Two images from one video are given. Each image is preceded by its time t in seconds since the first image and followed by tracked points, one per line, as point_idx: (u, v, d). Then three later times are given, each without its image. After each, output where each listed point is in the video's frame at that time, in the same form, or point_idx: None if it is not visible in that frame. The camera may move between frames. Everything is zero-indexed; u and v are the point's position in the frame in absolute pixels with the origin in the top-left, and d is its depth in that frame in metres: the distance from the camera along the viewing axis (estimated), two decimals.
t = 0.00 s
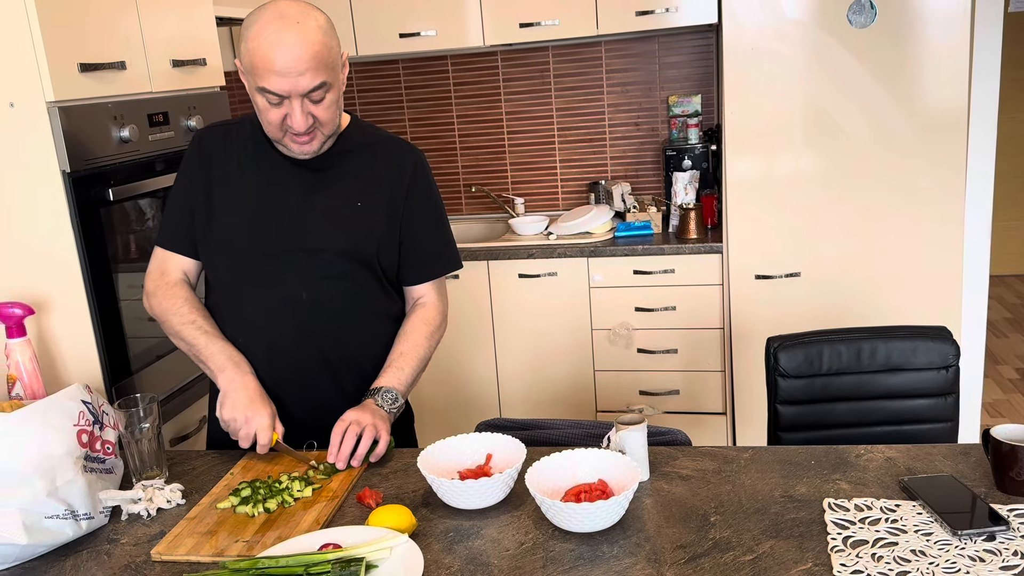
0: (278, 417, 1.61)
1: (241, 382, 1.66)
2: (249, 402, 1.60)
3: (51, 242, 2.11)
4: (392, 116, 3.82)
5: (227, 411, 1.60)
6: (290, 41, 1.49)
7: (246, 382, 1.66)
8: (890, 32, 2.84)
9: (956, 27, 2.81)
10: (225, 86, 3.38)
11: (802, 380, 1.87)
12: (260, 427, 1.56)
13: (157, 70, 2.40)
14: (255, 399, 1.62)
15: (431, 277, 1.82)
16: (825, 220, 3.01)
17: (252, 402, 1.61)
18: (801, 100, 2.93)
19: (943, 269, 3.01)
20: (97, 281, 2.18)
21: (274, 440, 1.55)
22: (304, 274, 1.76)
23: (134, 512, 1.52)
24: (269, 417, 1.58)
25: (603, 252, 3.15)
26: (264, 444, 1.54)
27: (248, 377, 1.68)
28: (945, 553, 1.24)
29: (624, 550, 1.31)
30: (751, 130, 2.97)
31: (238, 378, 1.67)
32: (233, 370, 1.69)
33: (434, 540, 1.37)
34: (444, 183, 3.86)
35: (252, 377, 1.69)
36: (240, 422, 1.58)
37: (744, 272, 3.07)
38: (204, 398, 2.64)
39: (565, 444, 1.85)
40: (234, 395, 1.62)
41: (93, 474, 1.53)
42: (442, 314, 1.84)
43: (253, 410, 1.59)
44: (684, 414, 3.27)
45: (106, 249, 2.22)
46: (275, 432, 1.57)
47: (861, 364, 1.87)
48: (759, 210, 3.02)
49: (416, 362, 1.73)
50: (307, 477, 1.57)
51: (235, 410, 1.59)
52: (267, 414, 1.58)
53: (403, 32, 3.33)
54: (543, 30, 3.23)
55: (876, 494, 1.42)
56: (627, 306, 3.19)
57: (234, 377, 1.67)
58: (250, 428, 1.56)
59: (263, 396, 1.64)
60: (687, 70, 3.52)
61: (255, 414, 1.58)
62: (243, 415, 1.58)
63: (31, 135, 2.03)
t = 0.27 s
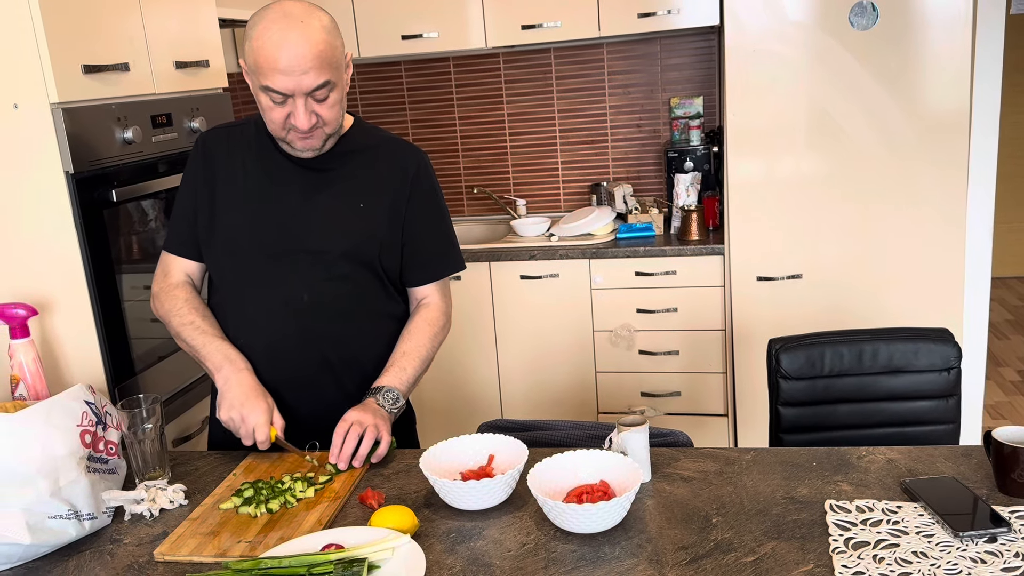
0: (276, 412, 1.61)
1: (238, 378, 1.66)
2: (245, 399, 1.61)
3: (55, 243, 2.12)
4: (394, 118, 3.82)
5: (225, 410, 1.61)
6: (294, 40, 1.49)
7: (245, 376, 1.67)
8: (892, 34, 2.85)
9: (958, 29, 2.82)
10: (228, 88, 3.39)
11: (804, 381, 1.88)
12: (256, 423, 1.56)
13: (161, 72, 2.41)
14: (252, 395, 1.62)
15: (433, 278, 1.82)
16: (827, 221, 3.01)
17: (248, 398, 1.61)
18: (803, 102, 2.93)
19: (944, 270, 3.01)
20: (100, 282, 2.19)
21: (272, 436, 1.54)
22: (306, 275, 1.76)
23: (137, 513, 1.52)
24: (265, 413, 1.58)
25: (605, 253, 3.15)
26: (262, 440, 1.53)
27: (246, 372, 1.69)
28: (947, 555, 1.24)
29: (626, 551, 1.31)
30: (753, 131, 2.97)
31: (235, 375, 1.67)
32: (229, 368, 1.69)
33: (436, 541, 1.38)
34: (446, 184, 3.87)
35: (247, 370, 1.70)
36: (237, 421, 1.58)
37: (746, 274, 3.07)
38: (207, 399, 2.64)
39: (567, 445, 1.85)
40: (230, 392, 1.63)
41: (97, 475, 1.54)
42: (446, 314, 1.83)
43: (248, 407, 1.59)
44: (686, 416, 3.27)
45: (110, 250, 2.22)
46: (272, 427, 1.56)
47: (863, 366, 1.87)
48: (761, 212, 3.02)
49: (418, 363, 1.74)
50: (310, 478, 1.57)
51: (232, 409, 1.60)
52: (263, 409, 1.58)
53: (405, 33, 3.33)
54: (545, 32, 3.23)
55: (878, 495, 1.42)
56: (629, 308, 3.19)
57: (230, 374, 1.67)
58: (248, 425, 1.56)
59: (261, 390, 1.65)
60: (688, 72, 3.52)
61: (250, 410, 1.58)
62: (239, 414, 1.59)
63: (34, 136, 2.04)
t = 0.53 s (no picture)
0: (285, 414, 1.61)
1: (244, 381, 1.66)
2: (254, 402, 1.61)
3: (56, 244, 2.12)
4: (395, 119, 3.82)
5: (234, 413, 1.61)
6: (293, 40, 1.49)
7: (252, 379, 1.67)
8: (893, 36, 2.85)
9: (960, 31, 2.82)
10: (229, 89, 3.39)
11: (805, 384, 1.87)
12: (266, 426, 1.56)
13: (162, 73, 2.41)
14: (262, 397, 1.62)
15: (435, 280, 1.82)
16: (829, 224, 3.01)
17: (256, 401, 1.61)
18: (805, 104, 2.93)
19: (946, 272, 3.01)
20: (101, 283, 2.19)
21: (282, 438, 1.54)
22: (307, 277, 1.76)
23: (138, 514, 1.52)
24: (275, 416, 1.58)
25: (606, 255, 3.15)
26: (273, 443, 1.53)
27: (252, 375, 1.68)
28: (949, 558, 1.24)
29: (626, 553, 1.31)
30: (754, 133, 2.97)
31: (242, 378, 1.67)
32: (235, 370, 1.69)
33: (437, 542, 1.37)
34: (447, 186, 3.87)
35: (254, 373, 1.69)
36: (246, 424, 1.59)
37: (748, 276, 3.07)
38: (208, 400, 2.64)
39: (568, 447, 1.85)
40: (239, 396, 1.63)
41: (98, 476, 1.54)
42: (447, 316, 1.84)
43: (258, 410, 1.59)
44: (686, 418, 3.27)
45: (111, 251, 2.22)
46: (282, 429, 1.57)
47: (864, 368, 1.87)
48: (763, 213, 3.02)
49: (419, 366, 1.73)
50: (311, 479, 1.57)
51: (241, 413, 1.60)
52: (272, 412, 1.59)
53: (407, 35, 3.33)
54: (547, 34, 3.23)
55: (879, 498, 1.42)
56: (630, 309, 3.19)
57: (237, 377, 1.67)
58: (257, 428, 1.57)
59: (269, 392, 1.65)
60: (690, 74, 3.52)
61: (259, 413, 1.58)
62: (248, 417, 1.59)
63: (36, 137, 2.04)
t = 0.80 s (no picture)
0: (288, 423, 1.62)
1: (249, 389, 1.66)
2: (257, 410, 1.61)
3: (58, 246, 2.12)
4: (397, 121, 3.82)
5: (237, 419, 1.61)
6: (296, 40, 1.49)
7: (256, 389, 1.67)
8: (895, 38, 2.85)
9: (962, 33, 2.82)
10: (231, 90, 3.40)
11: (806, 386, 1.87)
12: (268, 435, 1.56)
13: (165, 75, 2.41)
14: (264, 406, 1.62)
15: (436, 281, 1.82)
16: (830, 225, 3.01)
17: (260, 409, 1.61)
18: (807, 106, 2.93)
19: (947, 275, 3.01)
20: (104, 284, 2.19)
21: (283, 447, 1.55)
22: (310, 278, 1.76)
23: (139, 515, 1.52)
24: (278, 425, 1.58)
25: (607, 257, 3.15)
26: (274, 453, 1.54)
27: (257, 384, 1.68)
28: (951, 560, 1.24)
29: (628, 556, 1.31)
30: (756, 135, 2.97)
31: (247, 386, 1.67)
32: (241, 378, 1.69)
33: (438, 544, 1.37)
34: (449, 187, 3.87)
35: (260, 382, 1.69)
36: (248, 431, 1.58)
37: (749, 278, 3.07)
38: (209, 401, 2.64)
39: (569, 449, 1.85)
40: (243, 403, 1.63)
41: (99, 477, 1.54)
42: (448, 318, 1.84)
43: (261, 418, 1.59)
44: (687, 419, 3.26)
45: (113, 252, 2.22)
46: (284, 439, 1.57)
47: (866, 370, 1.87)
48: (764, 215, 3.02)
49: (420, 367, 1.73)
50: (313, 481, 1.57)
51: (244, 420, 1.60)
52: (275, 420, 1.59)
53: (408, 36, 3.34)
54: (548, 36, 3.23)
55: (881, 501, 1.42)
56: (631, 311, 3.19)
57: (242, 384, 1.67)
58: (259, 437, 1.57)
59: (272, 401, 1.65)
60: (692, 75, 3.53)
61: (263, 421, 1.58)
62: (250, 424, 1.59)
63: (37, 137, 2.04)
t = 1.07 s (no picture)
0: (280, 416, 1.61)
1: (239, 386, 1.66)
2: (247, 405, 1.61)
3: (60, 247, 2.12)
4: (398, 122, 3.82)
5: (228, 417, 1.61)
6: (299, 37, 1.50)
7: (246, 384, 1.67)
8: (896, 40, 2.85)
9: (963, 36, 2.82)
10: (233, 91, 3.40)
11: (807, 387, 1.87)
12: (259, 429, 1.56)
13: (167, 76, 2.41)
14: (254, 400, 1.62)
15: (437, 282, 1.82)
16: (831, 227, 3.01)
17: (250, 404, 1.61)
18: (807, 107, 2.93)
19: (948, 277, 3.01)
20: (106, 285, 2.19)
21: (277, 441, 1.55)
22: (310, 278, 1.76)
23: (141, 516, 1.52)
24: (268, 418, 1.58)
25: (609, 258, 3.15)
26: (267, 446, 1.54)
27: (247, 380, 1.68)
28: (952, 563, 1.24)
29: (630, 557, 1.31)
30: (757, 136, 2.97)
31: (237, 383, 1.67)
32: (231, 375, 1.69)
33: (440, 545, 1.37)
34: (450, 188, 3.87)
35: (249, 378, 1.69)
36: (241, 428, 1.58)
37: (750, 279, 3.07)
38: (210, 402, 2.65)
39: (570, 450, 1.85)
40: (234, 400, 1.63)
41: (101, 477, 1.54)
42: (447, 321, 1.84)
43: (251, 413, 1.59)
44: (688, 421, 3.26)
45: (115, 252, 2.23)
46: (276, 432, 1.57)
47: (867, 372, 1.87)
48: (766, 217, 3.02)
49: (417, 370, 1.73)
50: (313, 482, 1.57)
51: (234, 417, 1.60)
52: (265, 415, 1.58)
53: (410, 38, 3.34)
54: (550, 37, 3.24)
55: (882, 502, 1.42)
56: (633, 313, 3.19)
57: (232, 382, 1.67)
58: (250, 432, 1.56)
59: (264, 395, 1.64)
60: (693, 77, 3.53)
61: (253, 417, 1.58)
62: (242, 421, 1.59)
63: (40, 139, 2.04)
